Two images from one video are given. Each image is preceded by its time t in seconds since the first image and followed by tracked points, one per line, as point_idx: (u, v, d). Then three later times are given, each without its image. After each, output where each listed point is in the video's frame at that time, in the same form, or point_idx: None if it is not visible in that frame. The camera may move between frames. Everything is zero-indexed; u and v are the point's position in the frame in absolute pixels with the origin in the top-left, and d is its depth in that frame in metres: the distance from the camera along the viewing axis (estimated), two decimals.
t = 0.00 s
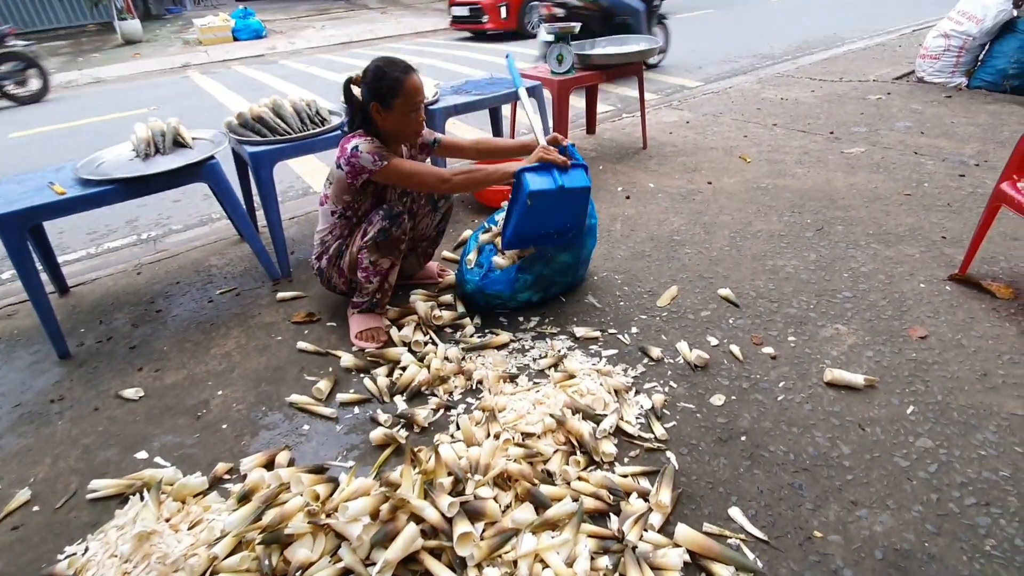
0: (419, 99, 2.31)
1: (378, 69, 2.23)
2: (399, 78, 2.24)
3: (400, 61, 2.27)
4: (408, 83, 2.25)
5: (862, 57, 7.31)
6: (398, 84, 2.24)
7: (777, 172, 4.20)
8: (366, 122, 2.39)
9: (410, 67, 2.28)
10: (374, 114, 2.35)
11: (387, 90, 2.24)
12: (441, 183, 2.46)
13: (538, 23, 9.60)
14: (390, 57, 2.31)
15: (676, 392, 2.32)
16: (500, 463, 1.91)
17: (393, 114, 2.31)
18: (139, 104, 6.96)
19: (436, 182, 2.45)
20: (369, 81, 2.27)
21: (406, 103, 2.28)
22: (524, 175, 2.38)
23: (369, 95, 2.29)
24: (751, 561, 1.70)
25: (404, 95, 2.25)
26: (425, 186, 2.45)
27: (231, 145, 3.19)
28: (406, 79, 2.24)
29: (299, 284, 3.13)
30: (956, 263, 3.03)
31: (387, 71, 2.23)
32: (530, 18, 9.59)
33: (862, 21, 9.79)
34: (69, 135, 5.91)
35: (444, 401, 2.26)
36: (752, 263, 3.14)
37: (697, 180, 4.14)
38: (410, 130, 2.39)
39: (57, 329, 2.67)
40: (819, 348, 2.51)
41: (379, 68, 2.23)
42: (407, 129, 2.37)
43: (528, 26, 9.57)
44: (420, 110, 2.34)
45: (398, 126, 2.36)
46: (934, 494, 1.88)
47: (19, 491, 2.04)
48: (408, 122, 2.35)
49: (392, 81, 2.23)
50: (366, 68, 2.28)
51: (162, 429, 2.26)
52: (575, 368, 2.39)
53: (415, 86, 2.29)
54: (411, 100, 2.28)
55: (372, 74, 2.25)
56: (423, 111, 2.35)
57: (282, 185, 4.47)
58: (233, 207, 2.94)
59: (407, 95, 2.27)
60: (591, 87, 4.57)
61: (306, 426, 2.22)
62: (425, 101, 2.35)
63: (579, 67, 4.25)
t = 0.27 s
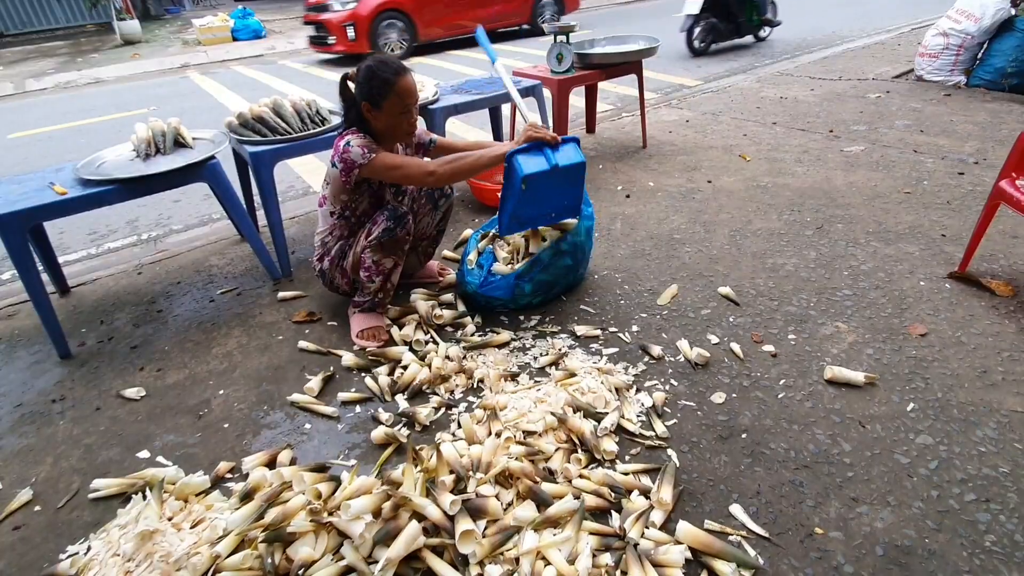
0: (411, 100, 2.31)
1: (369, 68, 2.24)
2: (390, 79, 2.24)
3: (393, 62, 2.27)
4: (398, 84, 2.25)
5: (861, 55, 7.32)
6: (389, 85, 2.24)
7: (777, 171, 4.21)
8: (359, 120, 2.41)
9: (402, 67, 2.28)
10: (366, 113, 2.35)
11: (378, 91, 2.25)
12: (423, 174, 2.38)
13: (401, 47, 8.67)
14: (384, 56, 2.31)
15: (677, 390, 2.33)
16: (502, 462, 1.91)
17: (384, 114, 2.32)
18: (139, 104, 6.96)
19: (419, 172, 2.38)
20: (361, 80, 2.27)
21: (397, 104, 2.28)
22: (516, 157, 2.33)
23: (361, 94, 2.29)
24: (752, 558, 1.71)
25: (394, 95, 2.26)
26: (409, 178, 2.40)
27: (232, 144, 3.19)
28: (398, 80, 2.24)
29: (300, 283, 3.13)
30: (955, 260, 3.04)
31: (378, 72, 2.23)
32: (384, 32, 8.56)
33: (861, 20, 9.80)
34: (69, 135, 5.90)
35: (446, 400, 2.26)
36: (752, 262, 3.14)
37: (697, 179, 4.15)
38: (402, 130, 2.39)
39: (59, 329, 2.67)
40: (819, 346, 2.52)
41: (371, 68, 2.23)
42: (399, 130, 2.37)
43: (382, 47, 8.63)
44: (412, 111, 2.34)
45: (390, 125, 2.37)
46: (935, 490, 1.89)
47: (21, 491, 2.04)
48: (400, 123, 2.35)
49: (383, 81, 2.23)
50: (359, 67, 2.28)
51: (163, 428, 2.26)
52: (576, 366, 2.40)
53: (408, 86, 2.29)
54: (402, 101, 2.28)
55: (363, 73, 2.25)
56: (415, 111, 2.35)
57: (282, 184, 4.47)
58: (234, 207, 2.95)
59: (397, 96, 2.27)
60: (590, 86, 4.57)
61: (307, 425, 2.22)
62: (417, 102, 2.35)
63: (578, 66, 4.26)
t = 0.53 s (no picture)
0: (411, 106, 2.26)
1: (371, 70, 2.19)
2: (391, 84, 2.19)
3: (395, 65, 2.22)
4: (399, 89, 2.20)
5: (861, 54, 7.32)
6: (389, 89, 2.20)
7: (777, 169, 4.21)
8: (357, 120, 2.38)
9: (405, 71, 2.23)
10: (365, 115, 2.32)
11: (379, 94, 2.21)
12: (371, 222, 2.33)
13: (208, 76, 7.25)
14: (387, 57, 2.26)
15: (678, 387, 2.33)
16: (503, 459, 1.91)
17: (383, 118, 2.28)
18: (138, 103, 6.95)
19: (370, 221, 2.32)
20: (362, 81, 2.23)
21: (397, 109, 2.24)
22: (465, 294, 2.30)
23: (361, 95, 2.26)
24: (754, 554, 1.71)
25: (395, 100, 2.21)
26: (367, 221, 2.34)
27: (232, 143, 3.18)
28: (398, 85, 2.19)
29: (300, 281, 3.13)
30: (956, 258, 3.04)
31: (379, 75, 2.18)
32: (402, 31, 8.70)
33: (860, 19, 9.81)
34: (68, 134, 5.90)
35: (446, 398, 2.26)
36: (753, 260, 3.14)
37: (697, 177, 4.15)
38: (401, 135, 2.36)
39: (59, 327, 2.67)
40: (819, 343, 2.52)
41: (372, 71, 2.18)
42: (398, 134, 2.34)
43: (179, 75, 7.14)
44: (412, 117, 2.30)
45: (388, 129, 2.33)
46: (936, 487, 1.89)
47: (21, 488, 2.04)
48: (399, 127, 2.32)
49: (383, 85, 2.19)
50: (361, 67, 2.24)
51: (164, 426, 2.26)
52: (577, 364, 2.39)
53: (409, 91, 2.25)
54: (403, 106, 2.24)
55: (364, 75, 2.21)
56: (415, 117, 2.31)
57: (282, 183, 4.47)
58: (235, 205, 2.94)
59: (397, 101, 2.22)
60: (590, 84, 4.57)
61: (308, 423, 2.22)
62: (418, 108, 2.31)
63: (578, 64, 4.25)
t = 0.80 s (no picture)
0: (418, 116, 2.26)
1: (380, 77, 2.18)
2: (401, 94, 2.18)
3: (404, 72, 2.21)
4: (408, 100, 2.19)
5: (861, 52, 7.31)
6: (400, 98, 2.19)
7: (777, 167, 4.20)
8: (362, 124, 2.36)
9: (415, 81, 2.21)
10: (371, 121, 2.31)
11: (388, 102, 2.20)
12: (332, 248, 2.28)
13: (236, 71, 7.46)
14: (396, 64, 2.25)
15: (677, 386, 2.33)
16: (502, 458, 1.91)
17: (390, 125, 2.27)
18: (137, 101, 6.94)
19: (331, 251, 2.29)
20: (371, 88, 2.21)
21: (405, 118, 2.24)
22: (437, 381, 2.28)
23: (369, 101, 2.24)
24: (753, 553, 1.70)
25: (404, 110, 2.21)
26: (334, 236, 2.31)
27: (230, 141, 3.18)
28: (409, 95, 2.18)
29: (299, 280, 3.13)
30: (955, 256, 3.04)
31: (389, 83, 2.17)
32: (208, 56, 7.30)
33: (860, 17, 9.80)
34: (67, 132, 5.89)
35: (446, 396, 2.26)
36: (752, 258, 3.14)
37: (697, 175, 4.14)
38: (405, 142, 2.35)
39: (58, 326, 2.67)
40: (819, 342, 2.51)
41: (381, 79, 2.17)
42: (402, 140, 2.33)
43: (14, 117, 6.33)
44: (418, 126, 2.30)
45: (394, 136, 2.33)
46: (935, 485, 1.89)
47: (20, 487, 2.04)
48: (404, 135, 2.31)
49: (394, 94, 2.18)
50: (369, 73, 2.22)
51: (163, 425, 2.26)
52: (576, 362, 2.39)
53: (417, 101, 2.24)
54: (411, 115, 2.24)
55: (373, 82, 2.19)
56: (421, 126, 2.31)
57: (282, 181, 4.46)
58: (233, 204, 2.94)
59: (405, 110, 2.22)
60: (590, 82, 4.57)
61: (307, 422, 2.22)
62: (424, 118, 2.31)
63: (578, 63, 4.25)
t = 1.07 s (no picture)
0: (417, 113, 2.26)
1: (381, 73, 2.18)
2: (401, 91, 2.19)
3: (404, 69, 2.21)
4: (409, 96, 2.20)
5: (861, 49, 7.30)
6: (400, 95, 2.19)
7: (776, 165, 4.20)
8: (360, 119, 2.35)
9: (415, 78, 2.22)
10: (369, 116, 2.30)
11: (388, 98, 2.20)
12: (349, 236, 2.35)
13: None
14: (396, 60, 2.25)
15: (675, 384, 2.32)
16: (500, 457, 1.91)
17: (389, 121, 2.27)
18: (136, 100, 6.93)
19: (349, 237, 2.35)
20: (370, 83, 2.21)
21: (404, 115, 2.24)
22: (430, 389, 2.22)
23: (369, 97, 2.24)
24: (751, 551, 1.71)
25: (403, 106, 2.21)
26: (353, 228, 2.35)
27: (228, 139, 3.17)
28: (408, 91, 2.19)
29: (298, 279, 3.13)
30: (954, 254, 3.04)
31: (390, 80, 2.17)
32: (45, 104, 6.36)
33: (859, 15, 9.80)
34: (66, 131, 5.88)
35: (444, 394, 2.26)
36: (751, 256, 3.14)
37: (696, 173, 4.14)
38: (403, 139, 2.35)
39: (56, 325, 2.66)
40: (817, 340, 2.51)
41: (382, 74, 2.17)
42: (400, 137, 2.33)
43: None
44: (417, 123, 2.30)
45: (393, 132, 2.32)
46: (933, 483, 1.89)
47: (18, 486, 2.04)
48: (402, 131, 2.31)
49: (394, 91, 2.18)
50: (370, 68, 2.22)
51: (161, 423, 2.25)
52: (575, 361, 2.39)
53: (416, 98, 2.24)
54: (410, 112, 2.24)
55: (374, 78, 2.19)
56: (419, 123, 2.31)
57: (280, 180, 4.46)
58: (231, 203, 2.94)
59: (406, 107, 2.22)
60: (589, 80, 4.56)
61: (305, 421, 2.22)
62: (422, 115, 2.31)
63: (577, 61, 4.24)
